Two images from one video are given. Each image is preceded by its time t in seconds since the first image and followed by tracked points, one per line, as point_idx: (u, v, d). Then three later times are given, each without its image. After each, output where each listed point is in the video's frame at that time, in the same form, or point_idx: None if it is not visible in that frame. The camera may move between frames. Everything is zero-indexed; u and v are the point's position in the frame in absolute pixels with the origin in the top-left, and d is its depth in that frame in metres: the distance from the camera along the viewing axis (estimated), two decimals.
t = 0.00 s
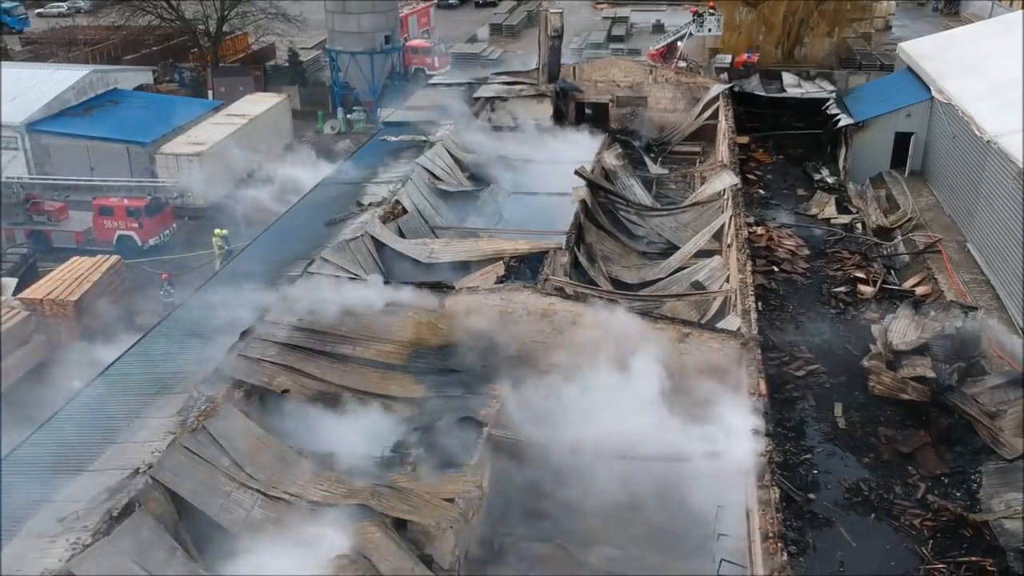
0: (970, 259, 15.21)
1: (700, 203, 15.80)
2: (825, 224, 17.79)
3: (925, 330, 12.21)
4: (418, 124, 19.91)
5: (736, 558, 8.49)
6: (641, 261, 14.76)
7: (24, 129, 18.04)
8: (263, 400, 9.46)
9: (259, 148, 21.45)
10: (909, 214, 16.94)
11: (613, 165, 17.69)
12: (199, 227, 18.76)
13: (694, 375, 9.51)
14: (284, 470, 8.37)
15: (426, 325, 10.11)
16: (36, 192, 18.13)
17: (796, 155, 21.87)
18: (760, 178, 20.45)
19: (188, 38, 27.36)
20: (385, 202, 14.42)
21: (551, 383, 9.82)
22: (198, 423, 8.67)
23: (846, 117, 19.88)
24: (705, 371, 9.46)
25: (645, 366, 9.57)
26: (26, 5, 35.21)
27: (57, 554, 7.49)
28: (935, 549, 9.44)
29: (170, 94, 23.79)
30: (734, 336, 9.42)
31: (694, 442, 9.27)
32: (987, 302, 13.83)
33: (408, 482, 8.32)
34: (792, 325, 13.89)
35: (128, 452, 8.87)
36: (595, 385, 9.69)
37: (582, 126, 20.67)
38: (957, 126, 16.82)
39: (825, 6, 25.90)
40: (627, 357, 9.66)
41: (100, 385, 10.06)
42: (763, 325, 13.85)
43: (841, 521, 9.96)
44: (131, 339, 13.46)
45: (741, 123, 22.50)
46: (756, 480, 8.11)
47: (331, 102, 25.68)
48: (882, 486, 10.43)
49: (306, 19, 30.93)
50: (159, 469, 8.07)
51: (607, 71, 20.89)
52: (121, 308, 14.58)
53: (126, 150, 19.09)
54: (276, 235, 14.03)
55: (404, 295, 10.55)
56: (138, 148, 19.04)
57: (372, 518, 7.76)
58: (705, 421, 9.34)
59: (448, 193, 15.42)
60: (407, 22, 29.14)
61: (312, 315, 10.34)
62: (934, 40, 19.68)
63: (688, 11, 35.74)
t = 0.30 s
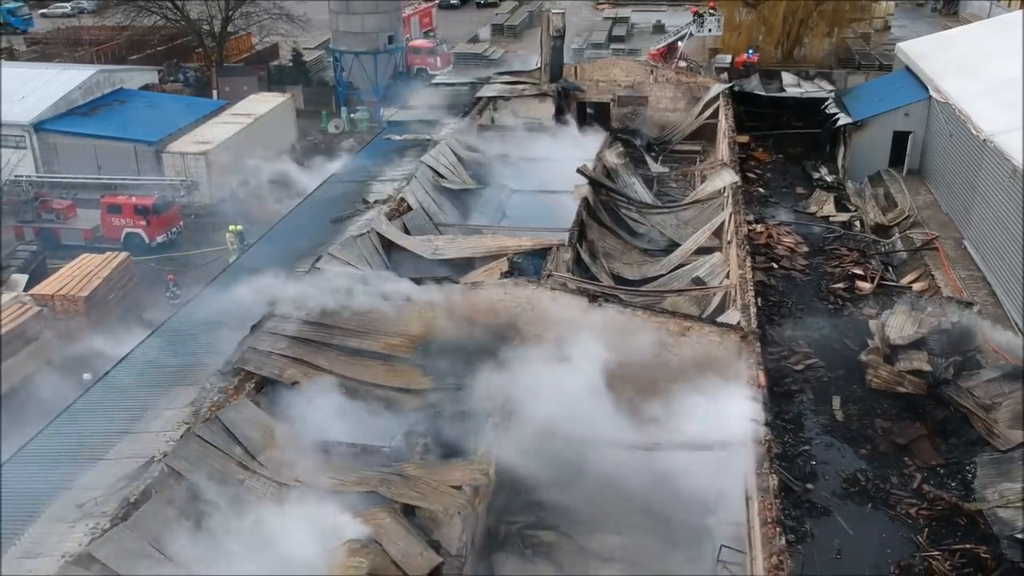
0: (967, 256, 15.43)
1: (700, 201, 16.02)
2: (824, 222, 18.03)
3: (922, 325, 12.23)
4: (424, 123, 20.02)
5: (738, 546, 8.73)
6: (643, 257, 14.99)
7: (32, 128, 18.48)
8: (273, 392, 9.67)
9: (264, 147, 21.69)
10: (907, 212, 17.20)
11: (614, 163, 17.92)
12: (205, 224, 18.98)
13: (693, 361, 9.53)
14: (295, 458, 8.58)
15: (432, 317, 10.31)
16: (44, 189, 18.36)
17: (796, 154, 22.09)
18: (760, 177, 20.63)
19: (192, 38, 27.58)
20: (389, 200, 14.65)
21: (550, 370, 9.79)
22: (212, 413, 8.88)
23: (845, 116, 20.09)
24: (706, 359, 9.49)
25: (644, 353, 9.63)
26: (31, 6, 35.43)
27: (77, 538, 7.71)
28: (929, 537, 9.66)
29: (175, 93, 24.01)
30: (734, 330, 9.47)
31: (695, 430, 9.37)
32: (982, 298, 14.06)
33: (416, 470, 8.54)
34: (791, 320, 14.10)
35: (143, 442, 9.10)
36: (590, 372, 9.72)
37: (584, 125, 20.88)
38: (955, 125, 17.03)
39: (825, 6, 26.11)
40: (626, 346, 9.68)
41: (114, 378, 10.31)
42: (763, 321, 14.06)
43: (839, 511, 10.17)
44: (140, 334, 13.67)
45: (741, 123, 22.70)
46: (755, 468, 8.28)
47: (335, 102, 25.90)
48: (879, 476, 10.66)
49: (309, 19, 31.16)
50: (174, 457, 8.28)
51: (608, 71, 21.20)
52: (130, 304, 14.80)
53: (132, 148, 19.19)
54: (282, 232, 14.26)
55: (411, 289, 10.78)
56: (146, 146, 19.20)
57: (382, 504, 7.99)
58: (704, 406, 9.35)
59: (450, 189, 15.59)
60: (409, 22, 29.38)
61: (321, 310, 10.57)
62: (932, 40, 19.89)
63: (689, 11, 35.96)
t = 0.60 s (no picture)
0: (962, 252, 15.68)
1: (700, 198, 16.24)
2: (822, 220, 18.21)
3: (917, 320, 12.77)
4: (428, 120, 20.16)
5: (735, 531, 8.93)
6: (643, 254, 15.22)
7: (40, 127, 18.66)
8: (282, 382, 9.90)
9: (267, 145, 21.93)
10: (903, 209, 17.45)
11: (615, 161, 18.16)
12: (210, 221, 19.20)
13: (692, 355, 9.83)
14: (305, 447, 8.81)
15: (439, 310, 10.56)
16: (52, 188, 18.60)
17: (795, 153, 22.32)
18: (759, 175, 20.85)
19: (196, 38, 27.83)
20: (394, 197, 14.87)
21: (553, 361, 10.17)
22: (223, 402, 9.10)
23: (843, 116, 20.31)
24: (705, 351, 9.77)
25: (645, 348, 9.95)
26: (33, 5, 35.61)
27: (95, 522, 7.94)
28: (923, 525, 9.88)
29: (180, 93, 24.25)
30: (732, 324, 9.71)
31: (694, 422, 9.73)
32: (977, 294, 14.29)
33: (424, 460, 8.80)
34: (789, 315, 14.32)
35: (156, 430, 9.30)
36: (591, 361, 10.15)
37: (585, 125, 21.14)
38: (951, 124, 17.29)
39: (824, 6, 26.30)
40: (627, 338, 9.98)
41: (126, 368, 10.52)
42: (761, 315, 14.29)
43: (835, 500, 10.39)
44: (148, 328, 13.88)
45: (740, 122, 22.94)
46: (752, 456, 8.51)
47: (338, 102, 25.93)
48: (874, 466, 10.89)
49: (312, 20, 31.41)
50: (186, 445, 8.48)
51: (609, 71, 21.38)
52: (138, 299, 15.03)
53: (139, 147, 19.51)
54: (287, 228, 14.49)
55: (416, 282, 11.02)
56: (152, 145, 19.49)
57: (390, 490, 8.25)
58: (704, 399, 9.71)
59: (455, 186, 15.74)
60: (412, 22, 29.61)
61: (328, 303, 10.80)
62: (929, 41, 20.28)
63: (689, 11, 36.21)
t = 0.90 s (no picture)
0: (957, 249, 15.90)
1: (699, 195, 16.47)
2: (819, 217, 18.41)
3: (912, 314, 12.96)
4: (429, 119, 20.34)
5: (731, 517, 9.19)
6: (643, 250, 15.44)
7: (47, 125, 18.58)
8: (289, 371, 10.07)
9: (271, 143, 22.16)
10: (900, 206, 17.67)
11: (614, 159, 18.37)
12: (214, 218, 19.44)
13: (688, 348, 10.31)
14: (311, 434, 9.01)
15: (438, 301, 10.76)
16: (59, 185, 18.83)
17: (794, 150, 22.48)
18: (758, 173, 21.04)
19: (200, 37, 28.07)
20: (397, 193, 15.09)
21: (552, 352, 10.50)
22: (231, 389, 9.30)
23: (840, 113, 20.49)
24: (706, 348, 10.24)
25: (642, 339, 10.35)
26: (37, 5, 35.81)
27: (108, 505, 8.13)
28: (916, 513, 10.11)
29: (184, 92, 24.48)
30: (730, 316, 10.15)
31: (692, 414, 9.95)
32: (971, 289, 14.52)
33: (429, 447, 9.01)
34: (786, 310, 14.54)
35: (166, 419, 9.49)
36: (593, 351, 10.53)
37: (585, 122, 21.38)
38: (947, 122, 17.53)
39: (822, 6, 26.54)
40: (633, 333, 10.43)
41: (136, 361, 10.70)
42: (759, 310, 14.51)
43: (830, 488, 10.61)
44: (156, 323, 14.09)
45: (740, 120, 23.12)
46: (747, 444, 8.76)
47: (339, 101, 26.18)
48: (869, 456, 11.11)
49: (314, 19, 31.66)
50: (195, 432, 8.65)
51: (609, 70, 21.56)
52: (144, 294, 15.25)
53: (144, 145, 19.75)
54: (292, 224, 14.71)
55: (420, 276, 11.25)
56: (156, 143, 19.70)
57: (396, 476, 8.48)
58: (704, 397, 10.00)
59: (456, 184, 16.07)
60: (414, 21, 29.86)
61: (333, 294, 10.99)
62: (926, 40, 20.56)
63: (689, 11, 36.39)
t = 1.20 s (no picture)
0: (952, 244, 16.09)
1: (698, 191, 16.72)
2: (816, 214, 18.64)
3: (907, 307, 13.20)
4: (431, 116, 20.58)
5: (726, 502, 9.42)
6: (642, 245, 15.69)
7: (52, 123, 19.16)
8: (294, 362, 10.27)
9: (273, 141, 22.34)
10: (895, 203, 17.88)
11: (614, 156, 18.58)
12: (218, 215, 19.64)
13: (687, 338, 10.59)
14: (317, 422, 9.21)
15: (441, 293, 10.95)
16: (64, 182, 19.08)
17: (791, 148, 22.68)
18: (755, 170, 21.25)
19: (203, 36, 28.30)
20: (400, 189, 15.29)
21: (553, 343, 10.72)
22: (237, 380, 9.56)
23: (837, 112, 20.74)
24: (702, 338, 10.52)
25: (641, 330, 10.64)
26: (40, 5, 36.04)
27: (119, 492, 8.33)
28: (908, 500, 10.33)
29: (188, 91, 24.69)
30: (726, 309, 10.65)
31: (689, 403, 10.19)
32: (965, 284, 14.73)
33: (431, 435, 9.19)
34: (783, 304, 14.77)
35: (175, 409, 9.68)
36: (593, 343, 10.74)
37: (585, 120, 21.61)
38: (942, 120, 17.78)
39: (820, 6, 26.76)
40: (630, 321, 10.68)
41: (144, 353, 10.89)
42: (755, 304, 14.74)
43: (825, 477, 10.82)
44: (162, 317, 14.31)
45: (737, 119, 23.49)
46: (743, 431, 8.98)
47: (341, 99, 26.25)
48: (863, 446, 11.32)
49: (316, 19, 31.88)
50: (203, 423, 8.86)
51: (609, 69, 21.79)
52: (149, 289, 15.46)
53: (148, 144, 19.94)
54: (297, 219, 14.92)
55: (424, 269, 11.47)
56: (160, 140, 19.82)
57: (400, 463, 8.67)
58: (700, 385, 10.28)
59: (457, 180, 16.30)
60: (414, 20, 30.09)
61: (338, 287, 11.20)
62: (922, 40, 20.86)
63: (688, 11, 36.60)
